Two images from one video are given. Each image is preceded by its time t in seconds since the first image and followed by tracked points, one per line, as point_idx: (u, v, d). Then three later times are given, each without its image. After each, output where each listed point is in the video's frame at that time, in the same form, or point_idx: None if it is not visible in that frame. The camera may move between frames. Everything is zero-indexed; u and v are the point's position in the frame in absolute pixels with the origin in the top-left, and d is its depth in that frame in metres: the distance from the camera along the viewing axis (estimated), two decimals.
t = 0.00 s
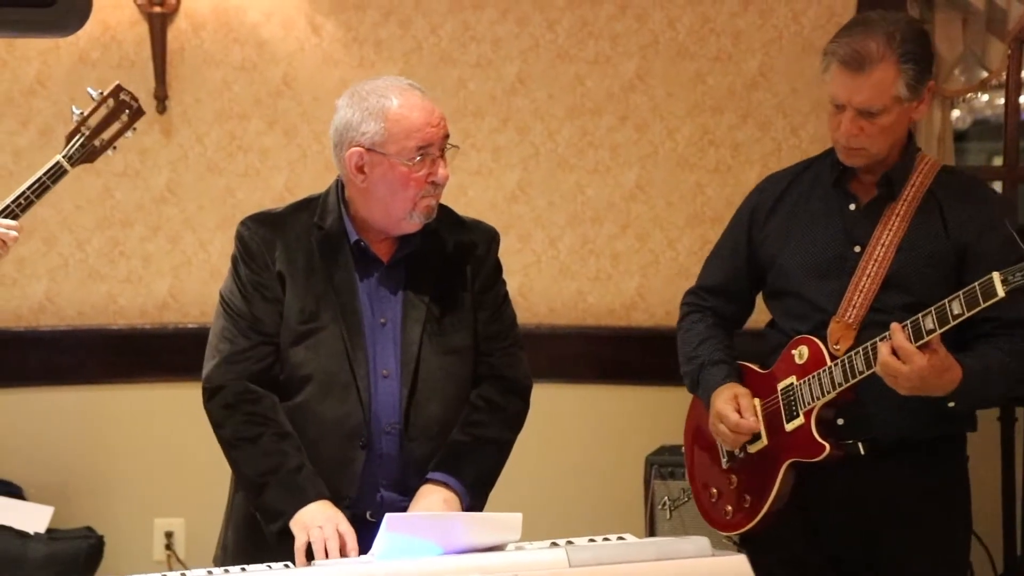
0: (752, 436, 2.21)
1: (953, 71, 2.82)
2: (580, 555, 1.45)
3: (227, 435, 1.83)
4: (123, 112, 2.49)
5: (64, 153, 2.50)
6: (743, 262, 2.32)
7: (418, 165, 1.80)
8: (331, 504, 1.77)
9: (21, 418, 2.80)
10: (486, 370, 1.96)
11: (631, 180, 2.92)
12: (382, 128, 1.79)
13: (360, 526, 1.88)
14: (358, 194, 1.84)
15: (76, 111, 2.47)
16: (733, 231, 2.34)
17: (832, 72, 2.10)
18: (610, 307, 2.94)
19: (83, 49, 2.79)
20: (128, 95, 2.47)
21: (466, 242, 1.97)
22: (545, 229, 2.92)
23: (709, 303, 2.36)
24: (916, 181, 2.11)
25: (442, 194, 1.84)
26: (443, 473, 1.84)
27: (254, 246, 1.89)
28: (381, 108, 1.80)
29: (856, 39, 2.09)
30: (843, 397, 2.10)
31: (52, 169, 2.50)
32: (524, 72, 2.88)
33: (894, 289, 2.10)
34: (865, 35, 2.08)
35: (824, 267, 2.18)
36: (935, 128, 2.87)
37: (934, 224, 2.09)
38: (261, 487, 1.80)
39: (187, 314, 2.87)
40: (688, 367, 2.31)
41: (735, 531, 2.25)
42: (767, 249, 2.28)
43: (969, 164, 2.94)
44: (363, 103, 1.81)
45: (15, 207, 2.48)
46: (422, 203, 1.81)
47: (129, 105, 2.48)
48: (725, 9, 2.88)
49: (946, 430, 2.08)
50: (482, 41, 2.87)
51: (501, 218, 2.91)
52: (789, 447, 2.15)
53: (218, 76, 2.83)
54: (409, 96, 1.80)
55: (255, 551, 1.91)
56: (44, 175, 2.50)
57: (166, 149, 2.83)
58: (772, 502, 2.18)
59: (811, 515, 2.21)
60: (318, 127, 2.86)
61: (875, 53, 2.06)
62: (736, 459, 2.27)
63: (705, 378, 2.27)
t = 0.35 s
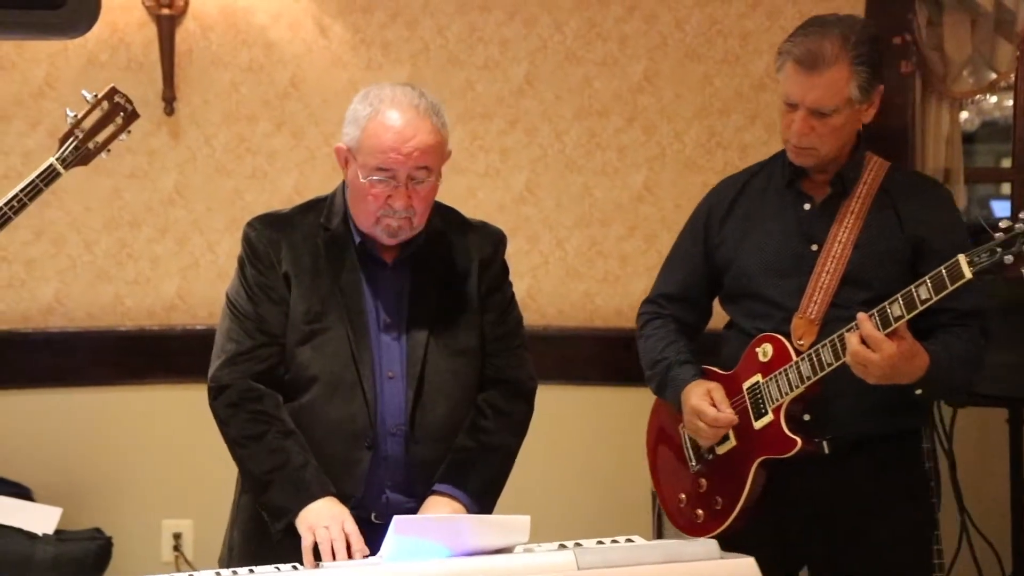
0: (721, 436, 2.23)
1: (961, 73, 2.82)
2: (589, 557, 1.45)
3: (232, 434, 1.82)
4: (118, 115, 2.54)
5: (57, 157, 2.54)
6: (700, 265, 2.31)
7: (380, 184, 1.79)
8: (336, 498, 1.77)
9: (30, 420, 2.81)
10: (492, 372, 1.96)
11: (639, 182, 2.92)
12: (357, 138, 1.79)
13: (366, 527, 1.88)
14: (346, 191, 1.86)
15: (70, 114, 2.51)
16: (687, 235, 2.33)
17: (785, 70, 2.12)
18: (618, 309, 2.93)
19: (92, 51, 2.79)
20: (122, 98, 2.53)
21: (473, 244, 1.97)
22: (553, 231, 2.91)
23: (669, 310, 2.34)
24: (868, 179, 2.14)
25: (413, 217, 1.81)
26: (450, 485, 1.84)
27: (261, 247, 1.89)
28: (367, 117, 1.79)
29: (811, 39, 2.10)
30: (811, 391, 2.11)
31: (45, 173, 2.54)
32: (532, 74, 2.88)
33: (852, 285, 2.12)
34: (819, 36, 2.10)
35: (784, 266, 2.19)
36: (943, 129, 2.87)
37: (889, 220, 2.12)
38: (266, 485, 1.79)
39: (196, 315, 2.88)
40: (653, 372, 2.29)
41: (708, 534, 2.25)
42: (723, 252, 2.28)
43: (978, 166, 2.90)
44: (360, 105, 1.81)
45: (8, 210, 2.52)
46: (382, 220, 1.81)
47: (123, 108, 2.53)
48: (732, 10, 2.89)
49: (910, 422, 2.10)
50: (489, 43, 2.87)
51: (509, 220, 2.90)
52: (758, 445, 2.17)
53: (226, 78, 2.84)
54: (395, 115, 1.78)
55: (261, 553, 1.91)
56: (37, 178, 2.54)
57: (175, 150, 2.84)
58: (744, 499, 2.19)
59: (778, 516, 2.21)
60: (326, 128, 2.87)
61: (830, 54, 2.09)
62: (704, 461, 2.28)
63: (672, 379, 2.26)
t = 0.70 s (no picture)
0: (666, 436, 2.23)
1: (969, 74, 2.83)
2: (596, 559, 1.46)
3: (236, 435, 1.82)
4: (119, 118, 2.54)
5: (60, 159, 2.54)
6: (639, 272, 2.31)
7: (381, 186, 1.79)
8: (341, 505, 1.77)
9: (38, 421, 2.81)
10: (498, 373, 1.96)
11: (646, 183, 2.92)
12: (359, 139, 1.79)
13: (371, 529, 1.88)
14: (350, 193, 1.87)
15: (71, 116, 2.51)
16: (621, 244, 2.34)
17: (706, 77, 2.16)
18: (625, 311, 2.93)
19: (101, 53, 2.80)
20: (123, 101, 2.53)
21: (478, 245, 1.98)
22: (560, 232, 2.91)
23: (610, 315, 2.32)
24: (795, 178, 2.22)
25: (415, 218, 1.81)
26: (453, 486, 1.83)
27: (265, 250, 1.89)
28: (367, 119, 1.79)
29: (728, 47, 2.14)
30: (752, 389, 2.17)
31: (48, 175, 2.54)
32: (539, 76, 2.88)
33: (788, 283, 2.18)
34: (736, 43, 2.14)
35: (720, 268, 2.22)
36: (951, 131, 2.87)
37: (819, 216, 2.19)
38: (270, 486, 1.79)
39: (203, 317, 2.87)
40: (599, 373, 2.28)
41: (658, 533, 2.24)
42: (657, 259, 2.30)
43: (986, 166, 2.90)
44: (361, 107, 1.82)
45: (10, 212, 2.53)
46: (384, 222, 1.81)
47: (124, 110, 2.53)
48: (739, 12, 2.89)
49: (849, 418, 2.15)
50: (497, 45, 2.87)
51: (516, 222, 2.90)
52: (705, 444, 2.19)
53: (234, 80, 2.84)
54: (396, 116, 1.78)
55: (267, 554, 1.91)
56: (39, 181, 2.54)
57: (182, 152, 2.84)
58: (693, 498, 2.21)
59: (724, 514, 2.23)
60: (334, 130, 2.87)
61: (748, 60, 2.13)
62: (649, 462, 2.27)
63: (623, 376, 2.24)
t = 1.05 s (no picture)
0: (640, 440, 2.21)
1: (978, 76, 2.80)
2: (604, 561, 1.46)
3: (246, 439, 1.82)
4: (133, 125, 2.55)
5: (75, 166, 2.55)
6: (604, 281, 2.31)
7: (393, 190, 1.79)
8: (350, 506, 1.77)
9: (47, 423, 2.81)
10: (506, 373, 1.95)
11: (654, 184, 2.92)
12: (370, 143, 1.79)
13: (380, 531, 1.88)
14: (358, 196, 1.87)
15: (86, 123, 2.53)
16: (585, 253, 2.32)
17: (666, 80, 2.17)
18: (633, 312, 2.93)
19: (109, 55, 2.80)
20: (140, 108, 2.55)
21: (484, 245, 1.98)
22: (567, 234, 2.90)
23: (576, 326, 2.32)
24: (754, 178, 2.24)
25: (427, 221, 1.81)
26: (464, 477, 1.83)
27: (272, 252, 1.89)
28: (378, 123, 1.79)
29: (687, 51, 2.15)
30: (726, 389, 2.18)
31: (62, 183, 2.55)
32: (547, 78, 2.88)
33: (755, 283, 2.20)
34: (696, 48, 2.15)
35: (686, 270, 2.23)
36: (960, 134, 2.85)
37: (782, 215, 2.22)
38: (280, 489, 1.79)
39: (210, 319, 2.88)
40: (576, 385, 2.26)
41: (634, 536, 2.21)
42: (623, 266, 2.29)
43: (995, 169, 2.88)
44: (370, 111, 1.82)
45: (25, 219, 2.52)
46: (396, 225, 1.81)
47: (141, 118, 2.55)
48: (748, 14, 2.88)
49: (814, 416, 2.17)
50: (504, 47, 2.87)
51: (524, 223, 2.89)
52: (680, 446, 2.18)
53: (242, 82, 2.84)
54: (407, 120, 1.78)
55: (278, 556, 1.91)
56: (55, 188, 2.55)
57: (190, 154, 2.84)
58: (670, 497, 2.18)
59: (699, 514, 2.23)
60: (342, 132, 2.87)
61: (709, 64, 2.14)
62: (624, 466, 2.25)
63: (601, 386, 2.23)
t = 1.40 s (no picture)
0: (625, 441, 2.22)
1: (985, 77, 2.81)
2: (610, 564, 1.46)
3: (251, 440, 1.82)
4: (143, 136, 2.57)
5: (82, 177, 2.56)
6: (592, 284, 2.31)
7: (402, 191, 1.79)
8: (356, 506, 1.77)
9: (53, 424, 2.82)
10: (511, 376, 1.95)
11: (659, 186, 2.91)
12: (380, 144, 1.79)
13: (386, 534, 1.87)
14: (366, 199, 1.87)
15: (96, 134, 2.55)
16: (576, 257, 2.33)
17: (661, 90, 2.16)
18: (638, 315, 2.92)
19: (116, 57, 2.80)
20: (150, 119, 2.56)
21: (489, 248, 1.98)
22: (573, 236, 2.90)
23: (566, 328, 2.33)
24: (743, 183, 2.22)
25: (435, 223, 1.82)
26: (467, 489, 1.83)
27: (278, 253, 1.90)
28: (388, 124, 1.79)
29: (679, 52, 2.15)
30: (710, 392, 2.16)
31: (69, 193, 2.56)
32: (553, 79, 2.88)
33: (741, 286, 2.18)
34: (686, 46, 2.15)
35: (673, 273, 2.22)
36: (966, 135, 2.84)
37: (770, 221, 2.20)
38: (284, 490, 1.79)
39: (216, 321, 2.88)
40: (564, 386, 2.28)
41: (618, 537, 2.21)
42: (612, 268, 2.28)
43: (1001, 171, 2.88)
44: (379, 112, 1.82)
45: (30, 228, 2.54)
46: (405, 227, 1.81)
47: (151, 128, 2.56)
48: (754, 16, 2.88)
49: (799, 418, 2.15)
50: (510, 48, 2.87)
51: (529, 225, 2.89)
52: (663, 447, 2.17)
53: (249, 84, 2.84)
54: (418, 121, 1.78)
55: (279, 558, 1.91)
56: (61, 199, 2.56)
57: (197, 156, 2.85)
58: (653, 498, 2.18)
59: (681, 520, 2.21)
60: (348, 134, 2.87)
61: (701, 60, 2.13)
62: (608, 468, 2.25)
63: (586, 385, 2.25)
